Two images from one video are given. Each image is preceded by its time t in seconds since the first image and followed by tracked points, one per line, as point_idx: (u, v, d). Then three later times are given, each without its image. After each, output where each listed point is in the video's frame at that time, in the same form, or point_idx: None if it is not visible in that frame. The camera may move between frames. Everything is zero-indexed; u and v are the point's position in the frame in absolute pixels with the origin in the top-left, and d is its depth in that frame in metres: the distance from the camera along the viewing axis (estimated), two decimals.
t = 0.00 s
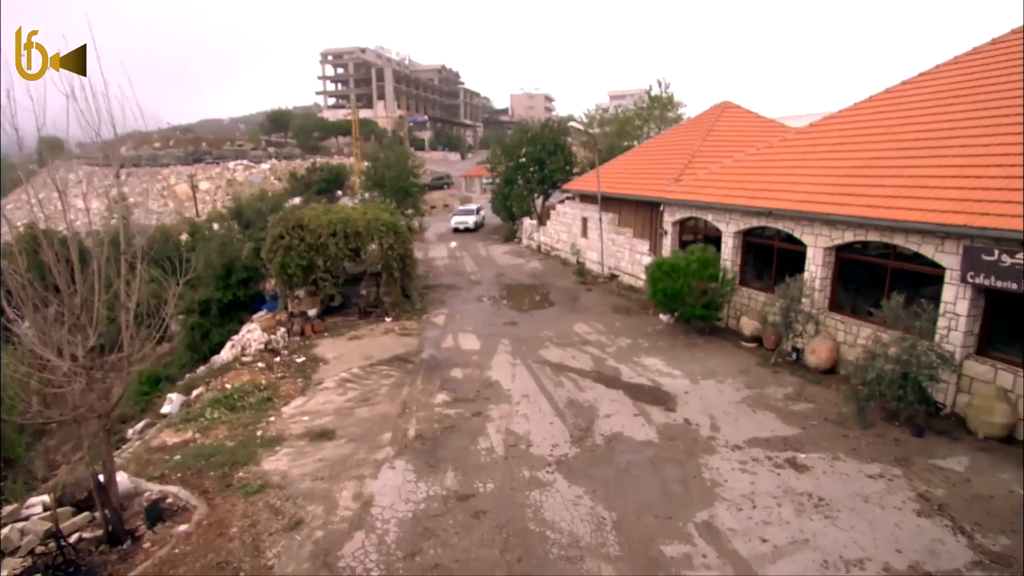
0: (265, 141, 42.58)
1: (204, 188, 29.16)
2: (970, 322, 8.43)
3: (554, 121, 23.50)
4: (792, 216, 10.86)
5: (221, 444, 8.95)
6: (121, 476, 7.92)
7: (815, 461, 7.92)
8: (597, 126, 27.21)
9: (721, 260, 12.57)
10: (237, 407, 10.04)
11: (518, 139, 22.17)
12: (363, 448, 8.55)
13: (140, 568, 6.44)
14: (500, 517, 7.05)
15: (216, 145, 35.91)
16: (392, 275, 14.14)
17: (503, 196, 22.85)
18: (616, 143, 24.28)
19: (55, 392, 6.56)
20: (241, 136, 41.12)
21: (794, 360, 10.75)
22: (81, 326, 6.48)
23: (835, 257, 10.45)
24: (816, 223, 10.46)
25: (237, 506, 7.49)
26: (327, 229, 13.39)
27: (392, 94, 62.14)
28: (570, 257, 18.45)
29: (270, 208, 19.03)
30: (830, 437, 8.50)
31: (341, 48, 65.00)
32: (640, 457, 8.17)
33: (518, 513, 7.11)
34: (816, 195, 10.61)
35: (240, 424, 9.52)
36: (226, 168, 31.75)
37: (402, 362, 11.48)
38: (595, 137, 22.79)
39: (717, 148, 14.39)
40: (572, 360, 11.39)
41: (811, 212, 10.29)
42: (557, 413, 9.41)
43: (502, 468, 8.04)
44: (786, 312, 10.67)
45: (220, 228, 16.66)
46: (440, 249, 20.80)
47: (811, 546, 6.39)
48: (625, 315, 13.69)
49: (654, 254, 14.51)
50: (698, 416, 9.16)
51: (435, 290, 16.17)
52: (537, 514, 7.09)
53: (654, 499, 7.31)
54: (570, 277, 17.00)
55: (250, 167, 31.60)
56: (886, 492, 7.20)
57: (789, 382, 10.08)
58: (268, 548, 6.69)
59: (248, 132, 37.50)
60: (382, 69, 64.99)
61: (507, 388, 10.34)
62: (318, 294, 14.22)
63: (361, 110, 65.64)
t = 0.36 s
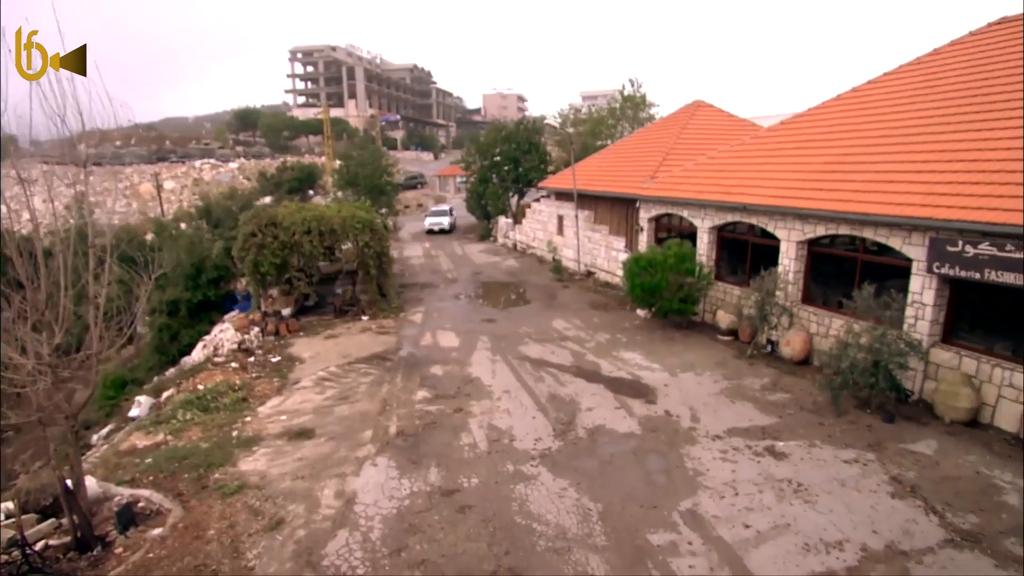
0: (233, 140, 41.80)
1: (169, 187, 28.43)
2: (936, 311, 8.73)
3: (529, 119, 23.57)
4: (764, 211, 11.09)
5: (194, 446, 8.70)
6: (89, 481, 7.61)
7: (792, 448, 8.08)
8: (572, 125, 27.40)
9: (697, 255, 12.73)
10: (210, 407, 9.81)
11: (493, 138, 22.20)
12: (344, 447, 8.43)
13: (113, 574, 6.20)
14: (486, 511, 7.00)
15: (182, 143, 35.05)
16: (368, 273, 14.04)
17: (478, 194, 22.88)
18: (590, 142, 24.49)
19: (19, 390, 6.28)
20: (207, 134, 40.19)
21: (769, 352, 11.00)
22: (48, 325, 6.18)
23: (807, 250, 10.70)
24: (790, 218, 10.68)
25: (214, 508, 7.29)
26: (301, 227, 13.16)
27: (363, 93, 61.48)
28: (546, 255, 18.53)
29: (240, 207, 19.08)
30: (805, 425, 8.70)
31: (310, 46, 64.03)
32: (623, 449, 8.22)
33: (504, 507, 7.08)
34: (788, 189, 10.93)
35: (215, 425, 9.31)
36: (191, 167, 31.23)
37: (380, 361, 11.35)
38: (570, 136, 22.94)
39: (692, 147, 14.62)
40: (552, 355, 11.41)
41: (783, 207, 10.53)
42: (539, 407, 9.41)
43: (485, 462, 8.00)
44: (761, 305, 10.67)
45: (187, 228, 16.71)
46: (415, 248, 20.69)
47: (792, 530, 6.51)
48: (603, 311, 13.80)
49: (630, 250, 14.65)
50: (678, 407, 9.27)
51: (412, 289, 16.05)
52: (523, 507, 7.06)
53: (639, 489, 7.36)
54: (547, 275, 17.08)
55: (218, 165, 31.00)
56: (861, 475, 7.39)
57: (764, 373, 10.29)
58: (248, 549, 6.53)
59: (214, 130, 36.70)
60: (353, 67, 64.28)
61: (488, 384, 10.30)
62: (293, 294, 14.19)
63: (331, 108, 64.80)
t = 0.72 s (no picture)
0: (199, 139, 40.88)
1: (133, 186, 27.66)
2: (904, 301, 9.04)
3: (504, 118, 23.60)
4: (739, 206, 11.30)
5: (167, 448, 8.45)
6: (56, 485, 7.30)
7: (771, 436, 8.23)
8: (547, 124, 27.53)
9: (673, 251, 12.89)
10: (183, 409, 9.56)
11: (467, 137, 22.20)
12: (324, 445, 8.30)
13: None
14: (471, 505, 6.96)
15: (147, 142, 34.17)
16: (344, 271, 13.88)
17: (453, 193, 22.94)
18: (565, 141, 24.66)
19: None
20: (173, 133, 39.22)
21: (745, 345, 11.17)
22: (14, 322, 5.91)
23: (781, 244, 10.95)
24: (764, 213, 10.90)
25: (190, 510, 7.09)
26: (275, 224, 12.96)
27: (335, 92, 60.74)
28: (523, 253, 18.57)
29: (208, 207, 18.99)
30: (782, 414, 8.88)
31: (279, 44, 62.98)
32: (606, 441, 8.26)
33: (490, 501, 7.05)
34: (760, 184, 11.23)
35: (189, 426, 9.07)
36: (156, 166, 31.09)
37: (359, 359, 11.22)
38: (545, 134, 23.05)
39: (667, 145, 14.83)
40: (532, 351, 11.42)
41: (758, 202, 10.75)
42: (521, 402, 9.40)
43: (469, 457, 7.95)
44: (737, 299, 10.84)
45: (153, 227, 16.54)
46: (391, 248, 20.54)
47: (774, 515, 6.63)
48: (581, 307, 13.89)
49: (607, 246, 14.76)
50: (659, 399, 9.36)
51: (389, 287, 15.90)
52: (508, 500, 7.04)
53: (623, 480, 7.40)
54: (524, 272, 17.12)
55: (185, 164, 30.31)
56: (837, 461, 7.58)
57: (741, 364, 10.48)
58: (228, 550, 6.37)
59: (180, 128, 35.86)
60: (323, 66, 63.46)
61: (468, 379, 10.25)
62: (267, 293, 13.98)
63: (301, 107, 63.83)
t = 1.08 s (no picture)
0: (164, 138, 39.85)
1: (95, 186, 26.80)
2: (874, 293, 9.30)
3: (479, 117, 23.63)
4: (714, 202, 11.49)
5: (139, 450, 8.19)
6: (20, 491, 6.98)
7: (749, 426, 8.38)
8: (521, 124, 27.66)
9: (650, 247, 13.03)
10: (154, 410, 9.29)
11: (442, 135, 22.13)
12: (303, 444, 8.16)
13: None
14: (456, 500, 6.91)
15: (109, 140, 33.14)
16: (320, 270, 13.67)
17: (428, 191, 22.92)
18: (540, 140, 24.81)
19: None
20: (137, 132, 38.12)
21: (722, 338, 11.33)
22: None
23: (755, 239, 11.17)
24: (738, 209, 11.12)
25: (165, 512, 6.88)
26: (248, 222, 12.75)
27: (305, 90, 59.88)
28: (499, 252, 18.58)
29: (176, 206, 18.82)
30: (759, 404, 9.05)
31: (246, 42, 61.81)
32: (588, 433, 8.30)
33: (475, 495, 7.01)
34: (735, 180, 11.44)
35: (161, 428, 8.81)
36: (119, 165, 30.18)
37: (336, 358, 11.07)
38: (520, 133, 23.14)
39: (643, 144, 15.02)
40: (512, 347, 11.41)
41: (733, 197, 10.95)
42: (503, 397, 9.39)
43: (452, 452, 7.90)
44: (714, 294, 11.01)
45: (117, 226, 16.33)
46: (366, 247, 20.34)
47: (755, 501, 6.75)
48: (559, 304, 13.95)
49: (584, 243, 14.86)
50: (639, 392, 9.46)
51: (365, 286, 15.73)
52: (493, 493, 7.02)
53: (607, 471, 7.45)
54: (501, 270, 17.13)
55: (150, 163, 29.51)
56: (814, 447, 7.75)
57: (718, 357, 10.65)
58: (206, 552, 6.20)
59: (144, 127, 34.91)
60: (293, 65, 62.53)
61: (449, 376, 10.20)
62: (239, 294, 13.65)
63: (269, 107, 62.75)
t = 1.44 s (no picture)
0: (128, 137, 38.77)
1: (55, 185, 25.87)
2: (845, 284, 9.56)
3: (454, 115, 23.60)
4: (690, 198, 11.66)
5: (110, 453, 7.93)
6: None
7: (728, 415, 8.52)
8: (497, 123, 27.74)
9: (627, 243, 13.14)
10: (124, 412, 9.01)
11: (418, 133, 22.03)
12: (282, 442, 8.02)
13: None
14: (441, 494, 6.86)
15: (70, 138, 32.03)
16: (295, 268, 13.47)
17: (404, 190, 22.85)
18: (515, 139, 24.91)
19: None
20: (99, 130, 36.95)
21: (698, 332, 11.53)
22: None
23: (731, 233, 11.35)
24: (714, 204, 11.29)
25: (139, 514, 6.67)
26: (220, 220, 12.51)
27: (276, 89, 58.95)
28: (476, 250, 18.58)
29: (143, 204, 18.54)
30: (737, 395, 9.20)
31: (213, 39, 60.50)
32: (571, 426, 8.34)
33: (459, 488, 6.97)
34: (710, 175, 11.62)
35: (131, 430, 8.54)
36: (81, 163, 29.19)
37: (314, 356, 10.91)
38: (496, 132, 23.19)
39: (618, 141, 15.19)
40: (492, 343, 11.40)
41: (708, 192, 11.13)
42: (484, 392, 9.36)
43: (435, 447, 7.84)
44: (690, 288, 11.22)
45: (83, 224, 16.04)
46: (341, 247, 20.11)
47: (736, 488, 6.86)
48: (538, 301, 13.98)
49: (562, 240, 14.93)
50: (620, 385, 9.54)
51: (341, 285, 15.55)
52: (478, 486, 6.99)
53: (591, 462, 7.49)
54: (478, 268, 17.12)
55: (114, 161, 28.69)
56: (791, 435, 7.92)
57: (695, 350, 10.81)
58: (184, 553, 6.03)
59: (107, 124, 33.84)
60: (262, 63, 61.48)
61: (429, 372, 10.13)
62: (211, 293, 13.29)
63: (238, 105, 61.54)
